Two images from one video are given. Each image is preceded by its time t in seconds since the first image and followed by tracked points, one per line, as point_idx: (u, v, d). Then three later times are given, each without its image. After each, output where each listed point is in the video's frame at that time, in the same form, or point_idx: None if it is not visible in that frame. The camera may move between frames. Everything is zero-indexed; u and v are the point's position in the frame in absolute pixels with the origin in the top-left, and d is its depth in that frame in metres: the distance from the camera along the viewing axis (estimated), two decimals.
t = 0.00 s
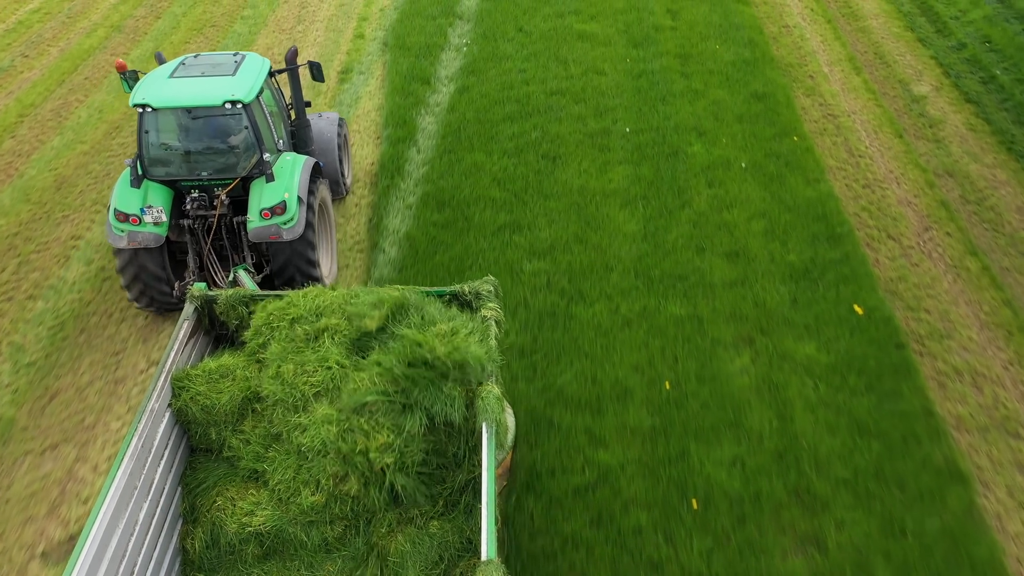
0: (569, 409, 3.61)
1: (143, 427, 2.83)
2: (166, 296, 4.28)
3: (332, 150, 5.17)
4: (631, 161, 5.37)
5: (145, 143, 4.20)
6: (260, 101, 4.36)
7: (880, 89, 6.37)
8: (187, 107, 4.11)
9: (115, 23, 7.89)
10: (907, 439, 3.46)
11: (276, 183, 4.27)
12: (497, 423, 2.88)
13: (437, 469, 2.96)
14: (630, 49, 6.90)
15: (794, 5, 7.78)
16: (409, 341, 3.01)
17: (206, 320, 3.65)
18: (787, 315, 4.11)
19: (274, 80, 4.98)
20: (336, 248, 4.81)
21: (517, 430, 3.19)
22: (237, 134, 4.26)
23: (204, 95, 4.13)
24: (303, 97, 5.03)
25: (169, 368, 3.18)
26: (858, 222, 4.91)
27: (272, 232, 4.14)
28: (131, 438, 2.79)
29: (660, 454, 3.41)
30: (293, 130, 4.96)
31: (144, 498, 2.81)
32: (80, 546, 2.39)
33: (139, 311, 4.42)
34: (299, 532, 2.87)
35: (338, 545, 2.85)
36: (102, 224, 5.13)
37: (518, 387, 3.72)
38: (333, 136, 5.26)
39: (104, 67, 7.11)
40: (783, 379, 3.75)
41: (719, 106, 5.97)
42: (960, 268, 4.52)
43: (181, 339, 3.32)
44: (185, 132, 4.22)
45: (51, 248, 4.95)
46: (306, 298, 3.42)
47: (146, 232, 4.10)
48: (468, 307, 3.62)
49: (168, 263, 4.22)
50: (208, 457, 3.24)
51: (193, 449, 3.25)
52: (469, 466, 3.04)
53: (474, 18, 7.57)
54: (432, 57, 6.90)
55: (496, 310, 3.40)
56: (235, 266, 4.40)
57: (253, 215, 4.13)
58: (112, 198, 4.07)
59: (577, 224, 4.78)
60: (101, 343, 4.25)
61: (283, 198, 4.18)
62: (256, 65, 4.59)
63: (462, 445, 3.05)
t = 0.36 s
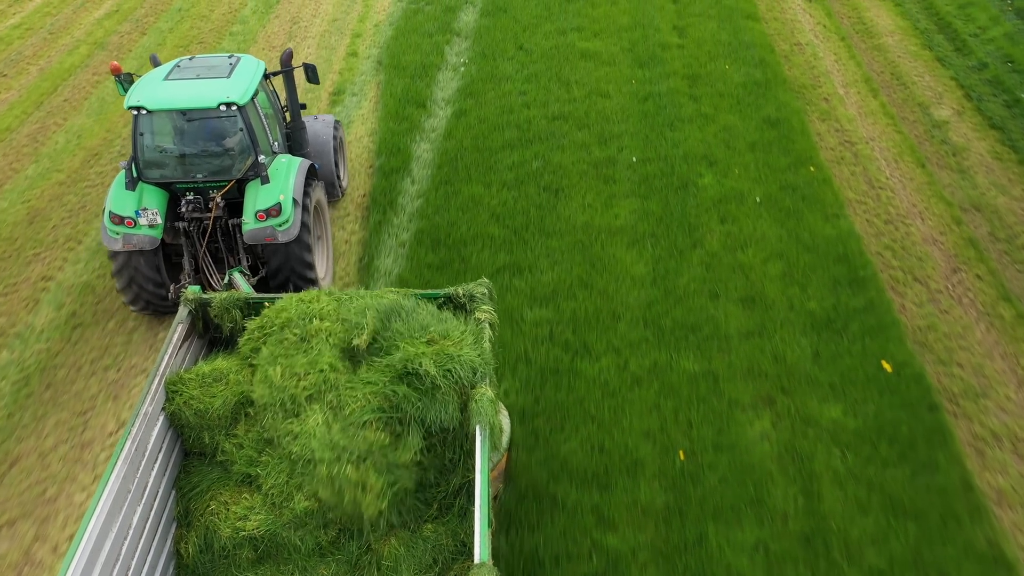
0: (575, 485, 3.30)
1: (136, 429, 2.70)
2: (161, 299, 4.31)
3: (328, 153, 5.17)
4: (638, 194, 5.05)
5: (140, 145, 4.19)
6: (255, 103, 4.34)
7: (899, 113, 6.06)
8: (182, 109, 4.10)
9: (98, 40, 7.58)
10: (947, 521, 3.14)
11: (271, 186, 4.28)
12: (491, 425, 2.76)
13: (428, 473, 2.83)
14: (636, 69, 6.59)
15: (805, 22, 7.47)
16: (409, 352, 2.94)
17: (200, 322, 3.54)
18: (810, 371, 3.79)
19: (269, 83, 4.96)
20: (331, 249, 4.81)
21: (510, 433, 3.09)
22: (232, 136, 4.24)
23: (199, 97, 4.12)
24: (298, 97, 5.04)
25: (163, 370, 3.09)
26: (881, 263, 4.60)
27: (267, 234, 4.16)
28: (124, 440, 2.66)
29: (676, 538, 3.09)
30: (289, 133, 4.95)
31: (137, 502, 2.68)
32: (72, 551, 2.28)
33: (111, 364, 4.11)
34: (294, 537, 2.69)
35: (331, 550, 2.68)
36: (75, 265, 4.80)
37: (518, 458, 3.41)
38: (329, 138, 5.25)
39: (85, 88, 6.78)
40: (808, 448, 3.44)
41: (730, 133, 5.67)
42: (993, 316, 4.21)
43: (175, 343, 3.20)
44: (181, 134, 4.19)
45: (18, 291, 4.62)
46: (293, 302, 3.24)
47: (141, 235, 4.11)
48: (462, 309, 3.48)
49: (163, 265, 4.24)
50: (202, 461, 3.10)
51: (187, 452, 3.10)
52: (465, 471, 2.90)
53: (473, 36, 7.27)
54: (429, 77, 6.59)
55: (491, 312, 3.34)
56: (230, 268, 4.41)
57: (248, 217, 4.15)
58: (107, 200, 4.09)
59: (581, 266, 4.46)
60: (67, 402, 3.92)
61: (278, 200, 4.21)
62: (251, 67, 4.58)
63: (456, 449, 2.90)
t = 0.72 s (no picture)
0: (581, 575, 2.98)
1: (128, 434, 2.71)
2: (154, 302, 4.28)
3: (322, 154, 5.16)
4: (646, 232, 4.74)
5: (133, 147, 4.18)
6: (249, 106, 4.35)
7: (920, 139, 5.74)
8: (177, 112, 4.09)
9: (79, 58, 7.26)
10: None
11: (265, 188, 4.26)
12: (484, 428, 2.73)
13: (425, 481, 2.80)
14: (641, 91, 6.28)
15: (818, 40, 7.16)
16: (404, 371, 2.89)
17: (193, 326, 3.56)
18: (837, 439, 3.47)
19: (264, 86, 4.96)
20: (326, 251, 4.82)
21: (505, 435, 3.08)
22: (226, 138, 4.23)
23: (193, 100, 4.11)
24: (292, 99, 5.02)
25: (156, 375, 3.09)
26: (908, 308, 4.28)
27: (261, 237, 4.13)
28: (117, 446, 2.67)
29: None
30: (284, 135, 4.95)
31: (129, 507, 2.68)
32: (62, 556, 2.30)
33: (77, 427, 3.78)
34: (285, 543, 2.67)
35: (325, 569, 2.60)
36: (42, 311, 4.48)
37: (519, 543, 3.09)
38: (323, 140, 5.25)
39: (64, 110, 6.46)
40: (837, 531, 3.12)
41: (743, 163, 5.36)
42: None
43: (167, 347, 3.22)
44: (176, 136, 4.17)
45: None
46: (290, 311, 3.32)
47: (134, 237, 4.07)
48: (456, 315, 3.51)
49: (157, 268, 4.21)
50: (195, 467, 3.08)
51: (179, 458, 3.07)
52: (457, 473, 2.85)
53: (470, 54, 6.96)
54: (424, 100, 6.27)
55: (484, 316, 3.41)
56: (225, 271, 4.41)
57: (242, 219, 4.11)
58: (100, 202, 4.05)
59: (586, 316, 4.14)
60: (26, 471, 3.60)
61: (272, 202, 4.19)
62: (246, 69, 4.58)
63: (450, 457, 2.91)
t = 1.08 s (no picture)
0: None
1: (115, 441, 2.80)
2: (148, 305, 4.25)
3: (317, 157, 5.15)
4: (656, 275, 4.42)
5: (126, 151, 4.15)
6: (243, 109, 4.34)
7: (944, 169, 5.42)
8: (170, 115, 4.08)
9: (58, 78, 6.93)
10: None
11: (259, 192, 4.25)
12: (475, 435, 2.84)
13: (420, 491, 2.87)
14: (648, 116, 5.95)
15: (832, 59, 6.84)
16: (399, 390, 2.96)
17: (184, 331, 3.61)
18: (871, 521, 3.15)
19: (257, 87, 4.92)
20: (321, 253, 4.83)
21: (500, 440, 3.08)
22: (220, 141, 4.21)
23: (186, 103, 4.10)
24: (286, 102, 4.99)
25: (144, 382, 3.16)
26: (940, 363, 3.96)
27: (255, 240, 4.13)
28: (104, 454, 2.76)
29: None
30: (278, 138, 4.93)
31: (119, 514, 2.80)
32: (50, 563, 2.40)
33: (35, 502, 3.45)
34: (275, 551, 2.72)
35: None
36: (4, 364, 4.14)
37: None
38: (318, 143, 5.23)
39: (39, 135, 6.13)
40: None
41: (757, 196, 5.04)
42: None
43: (157, 353, 3.31)
44: (170, 139, 4.16)
45: None
46: (281, 322, 3.38)
47: (128, 241, 4.05)
48: (449, 320, 3.62)
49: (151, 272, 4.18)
50: (186, 473, 3.17)
51: (170, 464, 3.17)
52: (448, 480, 2.94)
53: (468, 75, 6.64)
54: (419, 125, 5.94)
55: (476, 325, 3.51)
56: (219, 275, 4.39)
57: (237, 223, 4.12)
58: (93, 206, 4.03)
59: (592, 374, 3.82)
60: None
61: (266, 206, 4.18)
62: (239, 72, 4.56)
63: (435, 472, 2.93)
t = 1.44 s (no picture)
0: None
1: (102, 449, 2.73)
2: (139, 312, 4.23)
3: (310, 160, 5.14)
4: (667, 326, 4.09)
5: (118, 156, 4.14)
6: (234, 113, 4.31)
7: (972, 205, 5.09)
8: (160, 120, 4.07)
9: (35, 100, 6.60)
10: None
11: (251, 196, 4.22)
12: (463, 441, 2.77)
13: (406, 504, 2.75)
14: (656, 144, 5.62)
15: (848, 80, 6.52)
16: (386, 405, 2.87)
17: (172, 339, 3.57)
18: None
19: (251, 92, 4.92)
20: (314, 259, 4.78)
21: (492, 446, 3.15)
22: (211, 146, 4.19)
23: (177, 107, 4.10)
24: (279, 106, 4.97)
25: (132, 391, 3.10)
26: (978, 430, 3.63)
27: (246, 245, 4.08)
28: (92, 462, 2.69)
29: None
30: (271, 141, 4.91)
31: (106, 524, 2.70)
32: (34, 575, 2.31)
33: None
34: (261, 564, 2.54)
35: None
36: None
37: None
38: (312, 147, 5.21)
39: (11, 164, 5.80)
40: None
41: (773, 236, 4.71)
42: None
43: (144, 362, 3.25)
44: (160, 144, 4.16)
45: None
46: (268, 329, 3.31)
47: (118, 246, 4.06)
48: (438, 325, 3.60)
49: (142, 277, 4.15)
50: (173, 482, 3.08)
51: (157, 474, 3.08)
52: (439, 489, 2.83)
53: (465, 97, 6.31)
54: (413, 154, 5.61)
55: (467, 327, 3.41)
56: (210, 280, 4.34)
57: (227, 228, 4.10)
58: (84, 212, 4.04)
59: (599, 443, 3.48)
60: None
61: (257, 211, 4.14)
62: (231, 76, 4.55)
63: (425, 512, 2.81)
